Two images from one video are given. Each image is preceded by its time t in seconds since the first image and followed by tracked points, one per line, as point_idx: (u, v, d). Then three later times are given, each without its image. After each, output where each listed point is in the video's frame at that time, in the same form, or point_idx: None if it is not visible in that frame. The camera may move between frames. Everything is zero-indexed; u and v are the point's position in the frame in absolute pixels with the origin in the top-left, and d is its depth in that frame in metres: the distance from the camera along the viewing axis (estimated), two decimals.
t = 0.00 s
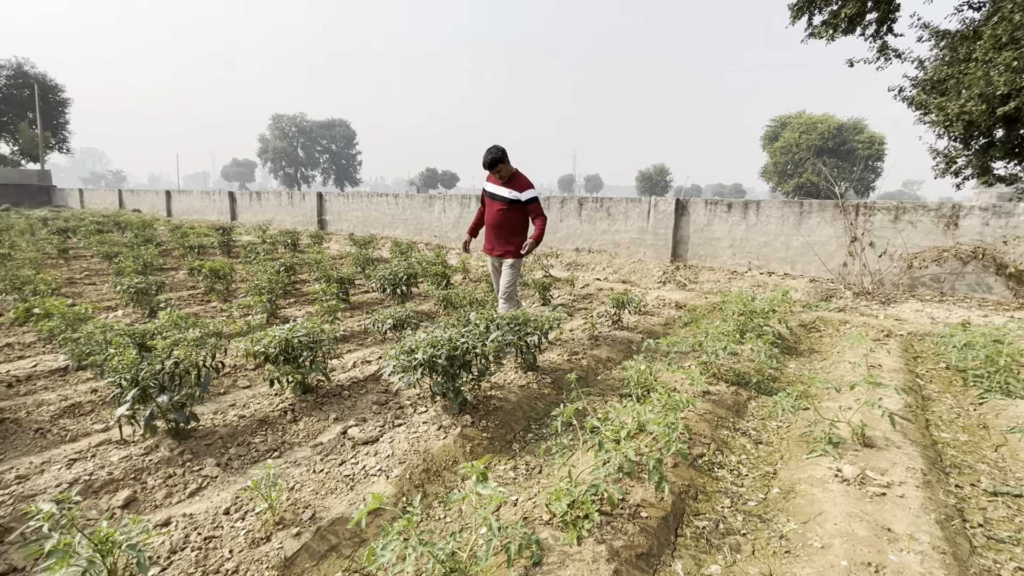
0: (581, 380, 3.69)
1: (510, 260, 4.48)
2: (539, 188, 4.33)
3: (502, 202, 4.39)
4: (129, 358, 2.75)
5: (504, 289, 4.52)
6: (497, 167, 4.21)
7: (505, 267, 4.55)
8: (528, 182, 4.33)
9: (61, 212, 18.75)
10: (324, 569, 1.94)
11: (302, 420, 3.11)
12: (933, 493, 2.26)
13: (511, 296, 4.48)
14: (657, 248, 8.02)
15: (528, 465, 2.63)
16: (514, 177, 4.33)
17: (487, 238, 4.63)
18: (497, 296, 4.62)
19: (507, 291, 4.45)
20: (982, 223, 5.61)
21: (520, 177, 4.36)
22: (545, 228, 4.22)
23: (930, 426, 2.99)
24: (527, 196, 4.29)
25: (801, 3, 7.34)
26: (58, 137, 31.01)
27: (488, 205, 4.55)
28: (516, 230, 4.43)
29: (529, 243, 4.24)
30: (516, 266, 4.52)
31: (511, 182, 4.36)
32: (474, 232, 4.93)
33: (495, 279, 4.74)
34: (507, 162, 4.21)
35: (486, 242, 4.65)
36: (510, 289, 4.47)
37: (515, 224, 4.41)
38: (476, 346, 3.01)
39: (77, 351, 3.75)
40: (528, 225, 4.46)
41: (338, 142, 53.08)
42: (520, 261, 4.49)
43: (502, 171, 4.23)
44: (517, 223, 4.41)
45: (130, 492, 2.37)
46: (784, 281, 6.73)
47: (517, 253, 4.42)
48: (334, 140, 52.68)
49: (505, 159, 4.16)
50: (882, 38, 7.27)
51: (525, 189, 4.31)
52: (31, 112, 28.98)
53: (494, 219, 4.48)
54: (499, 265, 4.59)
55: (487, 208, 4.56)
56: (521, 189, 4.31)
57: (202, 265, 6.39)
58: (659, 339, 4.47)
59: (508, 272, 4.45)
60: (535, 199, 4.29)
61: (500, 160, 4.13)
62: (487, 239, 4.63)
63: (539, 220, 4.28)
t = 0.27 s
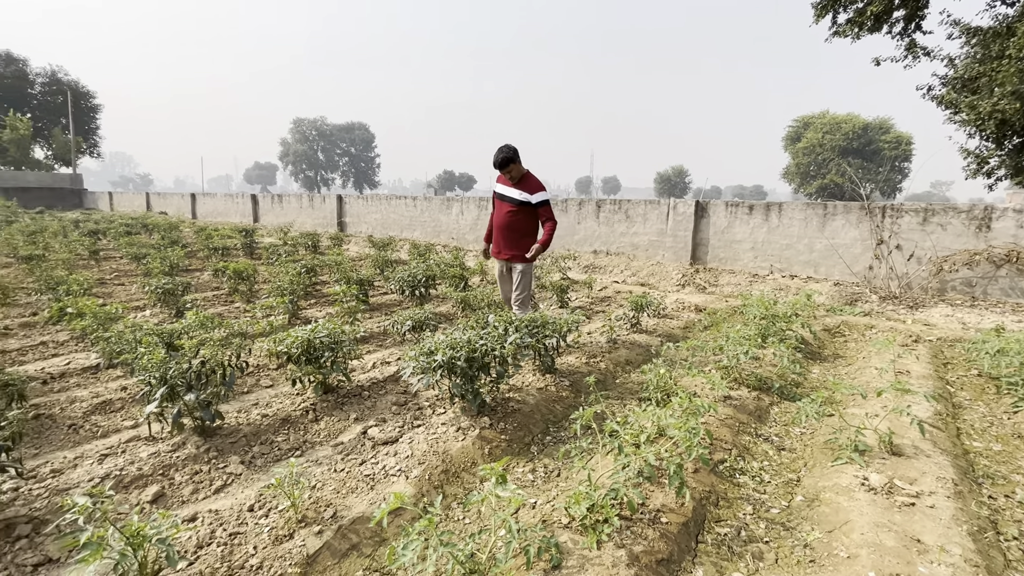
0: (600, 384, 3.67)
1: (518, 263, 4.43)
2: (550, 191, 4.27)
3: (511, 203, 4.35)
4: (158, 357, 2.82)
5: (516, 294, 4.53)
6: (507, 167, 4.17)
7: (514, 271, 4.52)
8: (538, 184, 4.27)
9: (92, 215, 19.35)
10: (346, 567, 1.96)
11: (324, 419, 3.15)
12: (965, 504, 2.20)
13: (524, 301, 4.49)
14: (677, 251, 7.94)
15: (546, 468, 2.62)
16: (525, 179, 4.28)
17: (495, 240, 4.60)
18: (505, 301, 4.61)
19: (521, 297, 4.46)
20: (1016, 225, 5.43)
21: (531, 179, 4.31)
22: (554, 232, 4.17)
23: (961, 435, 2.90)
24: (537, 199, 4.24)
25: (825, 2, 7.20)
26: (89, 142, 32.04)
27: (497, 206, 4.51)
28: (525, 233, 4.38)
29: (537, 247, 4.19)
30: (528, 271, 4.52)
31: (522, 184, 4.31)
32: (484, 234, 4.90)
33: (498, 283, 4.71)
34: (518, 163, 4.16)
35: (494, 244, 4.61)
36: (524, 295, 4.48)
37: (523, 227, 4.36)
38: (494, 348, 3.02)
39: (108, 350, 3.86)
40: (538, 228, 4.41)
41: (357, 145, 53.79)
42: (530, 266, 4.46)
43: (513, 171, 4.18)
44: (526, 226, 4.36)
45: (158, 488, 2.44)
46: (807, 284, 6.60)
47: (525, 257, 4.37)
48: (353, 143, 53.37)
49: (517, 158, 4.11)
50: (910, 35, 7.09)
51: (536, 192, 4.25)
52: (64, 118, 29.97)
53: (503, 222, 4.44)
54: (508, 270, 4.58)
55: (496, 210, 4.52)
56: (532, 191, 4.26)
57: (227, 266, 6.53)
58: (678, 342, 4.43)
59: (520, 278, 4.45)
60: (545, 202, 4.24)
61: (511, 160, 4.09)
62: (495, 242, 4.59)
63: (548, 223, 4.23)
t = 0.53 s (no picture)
0: (623, 387, 3.64)
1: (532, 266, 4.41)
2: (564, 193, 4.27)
3: (525, 205, 4.36)
4: (192, 355, 2.91)
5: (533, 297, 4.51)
6: (520, 168, 4.20)
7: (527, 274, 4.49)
8: (552, 186, 4.29)
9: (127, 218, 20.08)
10: (372, 564, 1.98)
11: (349, 418, 3.20)
12: (1009, 517, 2.10)
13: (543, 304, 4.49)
14: (701, 253, 7.82)
15: (570, 470, 2.61)
16: (538, 181, 4.29)
17: (510, 243, 4.58)
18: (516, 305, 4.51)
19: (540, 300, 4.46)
20: None
21: (544, 180, 4.32)
22: (568, 233, 4.16)
23: (1004, 445, 2.78)
24: (551, 200, 4.25)
25: None
26: (126, 148, 33.28)
27: (511, 209, 4.53)
28: (539, 235, 4.37)
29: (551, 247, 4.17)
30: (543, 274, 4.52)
31: (535, 185, 4.33)
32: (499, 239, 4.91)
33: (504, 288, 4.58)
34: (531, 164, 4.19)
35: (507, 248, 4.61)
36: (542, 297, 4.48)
37: (536, 229, 4.36)
38: (518, 350, 3.02)
39: (144, 348, 4.00)
40: (551, 231, 4.41)
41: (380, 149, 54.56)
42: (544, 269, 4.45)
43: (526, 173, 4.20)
44: (539, 228, 4.35)
45: (191, 482, 2.51)
46: (837, 288, 6.43)
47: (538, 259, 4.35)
48: (376, 147, 54.13)
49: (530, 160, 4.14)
50: (947, 31, 6.86)
51: (549, 193, 4.26)
52: (103, 125, 31.16)
53: (516, 224, 4.44)
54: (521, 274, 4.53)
55: (510, 213, 4.53)
56: (545, 192, 4.27)
57: (255, 268, 6.69)
58: (704, 346, 4.36)
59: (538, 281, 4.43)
60: (559, 203, 4.24)
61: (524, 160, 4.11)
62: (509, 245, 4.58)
63: (562, 224, 4.22)
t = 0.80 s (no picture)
0: (653, 393, 3.59)
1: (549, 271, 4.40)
2: (577, 196, 4.24)
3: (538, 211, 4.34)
4: (231, 355, 3.00)
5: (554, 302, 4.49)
6: (531, 174, 4.18)
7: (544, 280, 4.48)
8: (564, 189, 4.26)
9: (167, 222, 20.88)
10: (404, 565, 2.01)
11: (379, 419, 3.25)
12: None
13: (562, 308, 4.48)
14: (732, 257, 7.67)
15: (599, 476, 2.59)
16: (550, 185, 4.27)
17: (524, 250, 4.57)
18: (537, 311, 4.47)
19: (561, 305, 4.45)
20: None
21: (556, 185, 4.30)
22: (583, 237, 4.13)
23: None
24: (563, 204, 4.22)
25: None
26: (166, 155, 34.64)
27: (524, 215, 4.51)
28: (553, 240, 4.35)
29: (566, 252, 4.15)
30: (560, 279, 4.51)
31: (547, 190, 4.31)
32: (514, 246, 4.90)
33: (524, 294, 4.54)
34: (541, 169, 4.16)
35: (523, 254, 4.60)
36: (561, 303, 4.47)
37: (551, 234, 4.34)
38: (547, 354, 3.01)
39: (185, 348, 4.15)
40: (566, 235, 4.38)
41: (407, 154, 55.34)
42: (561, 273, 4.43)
43: (537, 178, 4.17)
44: (553, 233, 4.33)
45: (230, 478, 2.59)
46: (876, 293, 6.21)
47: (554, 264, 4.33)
48: (403, 151, 54.91)
49: (540, 165, 4.11)
50: (994, 26, 6.58)
51: (562, 197, 4.24)
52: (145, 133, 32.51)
53: (530, 230, 4.43)
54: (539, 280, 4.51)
55: (523, 219, 4.52)
56: (558, 196, 4.24)
57: (288, 271, 6.87)
58: (736, 352, 4.27)
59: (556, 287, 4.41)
60: (572, 206, 4.21)
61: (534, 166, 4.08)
62: (524, 251, 4.57)
63: (576, 228, 4.19)
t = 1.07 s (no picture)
0: (690, 400, 3.53)
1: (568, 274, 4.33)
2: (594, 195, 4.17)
3: (555, 212, 4.27)
4: (275, 356, 3.10)
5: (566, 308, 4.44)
6: (547, 174, 4.11)
7: (562, 283, 4.42)
8: (580, 189, 4.19)
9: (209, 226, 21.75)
10: (443, 566, 2.03)
11: (415, 421, 3.29)
12: None
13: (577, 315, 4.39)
14: (769, 262, 7.47)
15: (637, 484, 2.56)
16: (566, 185, 4.20)
17: (541, 252, 4.51)
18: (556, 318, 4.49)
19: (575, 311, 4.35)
20: None
21: (573, 184, 4.23)
22: (603, 237, 4.06)
23: None
24: (581, 204, 4.15)
25: None
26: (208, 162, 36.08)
27: (541, 216, 4.45)
28: (571, 241, 4.29)
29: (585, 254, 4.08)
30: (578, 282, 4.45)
31: (564, 190, 4.24)
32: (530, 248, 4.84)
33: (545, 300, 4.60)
34: (557, 169, 4.09)
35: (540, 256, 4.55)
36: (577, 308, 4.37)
37: (569, 236, 4.27)
38: (583, 360, 3.00)
39: (230, 348, 4.31)
40: (584, 235, 4.31)
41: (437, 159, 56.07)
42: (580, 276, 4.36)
43: (553, 179, 4.11)
44: (571, 234, 4.26)
45: (274, 476, 2.67)
46: (925, 300, 5.94)
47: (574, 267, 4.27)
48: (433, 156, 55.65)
49: (556, 164, 4.05)
50: None
51: (579, 197, 4.17)
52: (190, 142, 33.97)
53: (548, 232, 4.37)
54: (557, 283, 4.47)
55: (540, 220, 4.45)
56: (575, 196, 4.17)
57: (324, 274, 7.05)
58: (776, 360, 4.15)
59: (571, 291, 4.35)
60: (589, 206, 4.14)
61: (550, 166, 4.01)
62: (541, 253, 4.52)
63: (595, 229, 4.12)
